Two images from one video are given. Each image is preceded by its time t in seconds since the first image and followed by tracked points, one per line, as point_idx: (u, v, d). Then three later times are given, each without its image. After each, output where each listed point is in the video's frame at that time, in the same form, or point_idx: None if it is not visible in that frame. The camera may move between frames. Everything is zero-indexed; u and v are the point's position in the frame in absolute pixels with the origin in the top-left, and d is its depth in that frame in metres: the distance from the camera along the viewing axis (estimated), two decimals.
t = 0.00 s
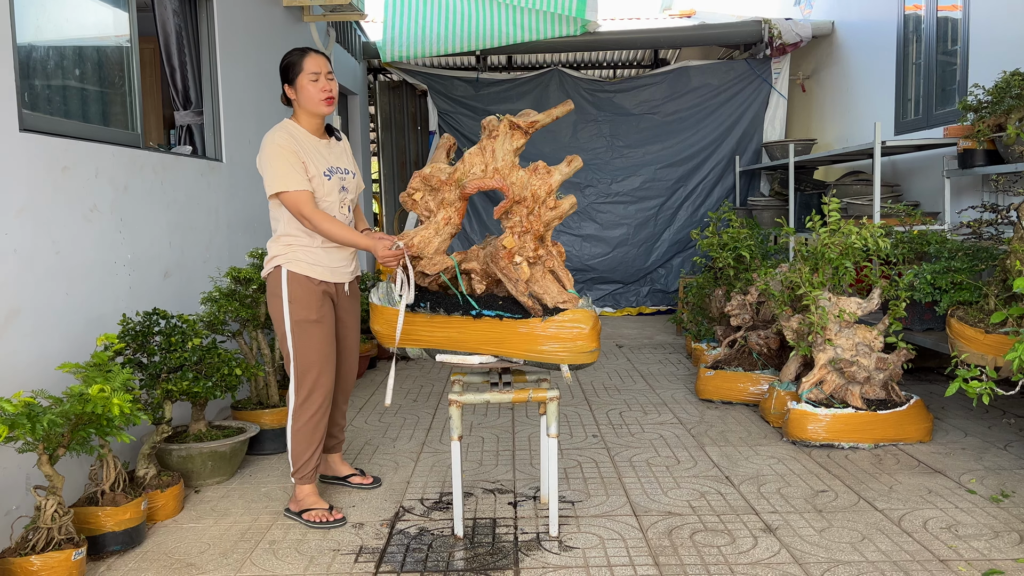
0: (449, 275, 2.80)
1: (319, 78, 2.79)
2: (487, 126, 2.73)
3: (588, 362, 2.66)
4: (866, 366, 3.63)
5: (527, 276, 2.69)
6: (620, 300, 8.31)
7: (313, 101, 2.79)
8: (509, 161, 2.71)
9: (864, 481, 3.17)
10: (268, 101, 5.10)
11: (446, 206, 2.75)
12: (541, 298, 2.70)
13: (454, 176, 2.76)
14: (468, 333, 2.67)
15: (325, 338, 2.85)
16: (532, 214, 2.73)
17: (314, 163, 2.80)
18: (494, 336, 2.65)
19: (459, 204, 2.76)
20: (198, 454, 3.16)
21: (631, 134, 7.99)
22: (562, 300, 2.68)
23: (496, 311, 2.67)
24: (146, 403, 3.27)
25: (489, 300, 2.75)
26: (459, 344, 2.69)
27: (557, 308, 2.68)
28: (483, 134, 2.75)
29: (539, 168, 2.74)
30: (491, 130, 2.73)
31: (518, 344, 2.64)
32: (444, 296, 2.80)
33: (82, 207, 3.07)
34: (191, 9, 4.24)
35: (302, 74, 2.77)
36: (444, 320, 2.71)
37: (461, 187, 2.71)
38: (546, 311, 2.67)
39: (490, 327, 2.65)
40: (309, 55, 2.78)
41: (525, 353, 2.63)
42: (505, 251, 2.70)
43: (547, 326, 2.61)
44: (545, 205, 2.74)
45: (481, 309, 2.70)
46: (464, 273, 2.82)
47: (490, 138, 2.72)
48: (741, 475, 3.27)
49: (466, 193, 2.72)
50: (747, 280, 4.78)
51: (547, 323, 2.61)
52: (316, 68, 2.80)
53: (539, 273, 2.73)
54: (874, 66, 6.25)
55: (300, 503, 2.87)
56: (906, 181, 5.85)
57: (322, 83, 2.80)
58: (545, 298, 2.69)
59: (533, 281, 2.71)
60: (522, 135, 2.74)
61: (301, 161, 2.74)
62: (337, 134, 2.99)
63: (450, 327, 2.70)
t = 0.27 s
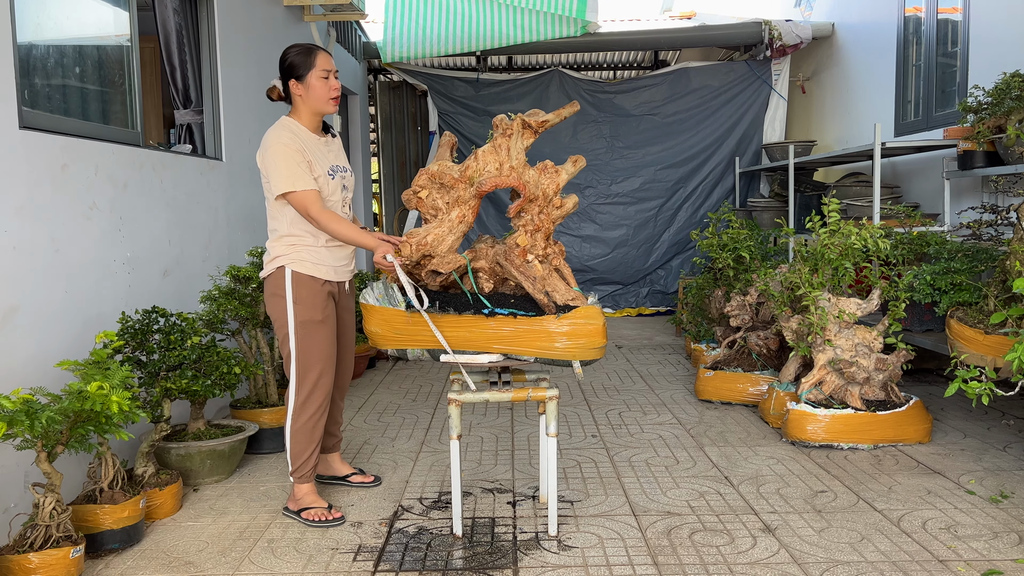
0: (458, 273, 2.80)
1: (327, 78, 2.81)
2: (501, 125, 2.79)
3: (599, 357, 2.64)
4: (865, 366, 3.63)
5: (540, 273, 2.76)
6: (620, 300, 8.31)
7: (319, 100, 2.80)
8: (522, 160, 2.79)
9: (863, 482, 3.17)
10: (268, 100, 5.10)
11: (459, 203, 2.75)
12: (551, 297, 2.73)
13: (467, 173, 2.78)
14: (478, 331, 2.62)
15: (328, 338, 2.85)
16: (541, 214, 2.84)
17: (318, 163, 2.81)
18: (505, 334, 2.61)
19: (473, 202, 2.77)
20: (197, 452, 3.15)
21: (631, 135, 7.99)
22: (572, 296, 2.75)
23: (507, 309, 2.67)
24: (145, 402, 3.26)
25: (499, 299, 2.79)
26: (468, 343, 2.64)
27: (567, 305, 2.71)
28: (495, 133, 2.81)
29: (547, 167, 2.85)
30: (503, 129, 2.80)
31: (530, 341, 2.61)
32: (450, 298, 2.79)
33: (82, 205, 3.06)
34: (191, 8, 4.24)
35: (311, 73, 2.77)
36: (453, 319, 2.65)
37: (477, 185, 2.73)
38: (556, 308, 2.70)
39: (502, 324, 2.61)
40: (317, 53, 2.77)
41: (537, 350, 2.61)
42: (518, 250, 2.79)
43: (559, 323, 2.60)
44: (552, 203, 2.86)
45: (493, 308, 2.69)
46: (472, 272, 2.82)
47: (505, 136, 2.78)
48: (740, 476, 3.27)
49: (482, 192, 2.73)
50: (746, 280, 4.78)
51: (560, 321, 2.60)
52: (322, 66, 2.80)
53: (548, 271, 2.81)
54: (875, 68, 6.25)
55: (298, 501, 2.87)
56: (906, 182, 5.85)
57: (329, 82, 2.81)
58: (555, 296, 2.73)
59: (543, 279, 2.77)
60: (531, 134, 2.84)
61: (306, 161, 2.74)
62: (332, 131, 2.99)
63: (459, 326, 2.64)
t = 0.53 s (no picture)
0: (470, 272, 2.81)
1: (332, 80, 2.83)
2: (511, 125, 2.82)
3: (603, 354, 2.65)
4: (864, 367, 3.64)
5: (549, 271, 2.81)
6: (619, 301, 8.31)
7: (321, 100, 2.82)
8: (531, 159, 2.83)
9: (862, 483, 3.17)
10: (268, 99, 5.10)
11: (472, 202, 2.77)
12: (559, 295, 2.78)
13: (478, 172, 2.79)
14: (487, 330, 2.58)
15: (329, 336, 2.85)
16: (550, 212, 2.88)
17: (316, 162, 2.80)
18: (515, 331, 2.58)
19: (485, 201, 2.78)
20: (196, 451, 3.15)
21: (631, 136, 7.99)
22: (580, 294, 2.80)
23: (518, 308, 2.66)
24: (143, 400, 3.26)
25: (509, 297, 2.77)
26: (476, 342, 2.60)
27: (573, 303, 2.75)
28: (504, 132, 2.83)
29: (554, 167, 2.90)
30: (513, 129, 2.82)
31: (539, 339, 2.58)
32: (457, 295, 2.76)
33: (81, 204, 3.07)
34: (192, 7, 4.24)
35: (316, 74, 2.78)
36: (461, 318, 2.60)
37: (490, 184, 2.75)
38: (566, 306, 2.71)
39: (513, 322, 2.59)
40: (323, 55, 2.78)
41: (546, 347, 2.59)
42: (528, 247, 2.79)
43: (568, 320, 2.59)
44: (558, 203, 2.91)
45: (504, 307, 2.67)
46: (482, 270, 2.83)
47: (515, 136, 2.81)
48: (739, 476, 3.27)
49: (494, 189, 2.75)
50: (745, 281, 4.78)
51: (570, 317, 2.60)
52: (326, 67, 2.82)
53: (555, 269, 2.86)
54: (875, 70, 6.25)
55: (296, 500, 2.87)
56: (905, 184, 5.86)
57: (332, 84, 2.83)
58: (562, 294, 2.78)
59: (552, 276, 2.82)
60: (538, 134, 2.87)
61: (302, 160, 2.73)
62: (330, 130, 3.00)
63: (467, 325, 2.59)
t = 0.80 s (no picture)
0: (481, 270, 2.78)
1: (334, 82, 2.84)
2: (521, 125, 2.71)
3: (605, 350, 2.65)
4: (864, 368, 3.65)
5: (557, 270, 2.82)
6: (618, 302, 8.31)
7: (324, 100, 2.82)
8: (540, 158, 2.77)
9: (861, 483, 3.17)
10: (268, 100, 5.10)
11: (484, 202, 2.70)
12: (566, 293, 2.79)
13: (488, 171, 2.70)
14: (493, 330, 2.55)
15: (327, 335, 2.86)
16: (556, 212, 2.88)
17: (308, 159, 2.79)
18: (521, 331, 2.55)
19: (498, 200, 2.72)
20: (195, 450, 3.15)
21: (631, 138, 7.99)
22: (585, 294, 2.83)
23: (526, 306, 2.63)
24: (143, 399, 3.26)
25: (516, 295, 2.76)
26: (484, 342, 2.56)
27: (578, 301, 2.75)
28: (513, 132, 2.72)
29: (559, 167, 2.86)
30: (523, 128, 2.72)
31: (545, 338, 2.56)
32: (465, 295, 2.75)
33: (81, 202, 3.07)
34: (192, 7, 4.24)
35: (320, 74, 2.78)
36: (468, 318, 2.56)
37: (503, 185, 2.68)
38: (573, 303, 2.69)
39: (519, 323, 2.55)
40: (328, 55, 2.79)
41: (553, 346, 2.57)
42: (538, 246, 2.80)
43: (574, 318, 2.56)
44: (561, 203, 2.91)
45: (512, 305, 2.65)
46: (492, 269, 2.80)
47: (525, 135, 2.72)
48: (738, 477, 3.27)
49: (506, 190, 2.69)
50: (745, 282, 4.78)
51: (576, 315, 2.57)
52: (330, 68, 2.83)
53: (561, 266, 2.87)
54: (874, 72, 6.26)
55: (296, 499, 2.87)
56: (904, 186, 5.86)
57: (334, 85, 2.84)
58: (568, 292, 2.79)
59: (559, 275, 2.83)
60: (544, 132, 2.80)
61: (289, 156, 2.72)
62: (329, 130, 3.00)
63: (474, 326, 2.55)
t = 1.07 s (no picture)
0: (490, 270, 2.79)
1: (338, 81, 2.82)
2: (528, 125, 2.71)
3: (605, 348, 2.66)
4: (863, 369, 3.65)
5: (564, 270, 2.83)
6: (618, 304, 8.32)
7: (328, 100, 2.81)
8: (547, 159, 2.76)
9: (860, 485, 3.17)
10: (268, 100, 5.10)
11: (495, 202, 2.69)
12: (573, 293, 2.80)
13: (498, 171, 2.70)
14: (500, 330, 2.54)
15: (321, 333, 2.85)
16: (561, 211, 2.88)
17: (304, 157, 2.79)
18: (528, 331, 2.54)
19: (508, 200, 2.72)
20: (194, 450, 3.15)
21: (631, 139, 7.99)
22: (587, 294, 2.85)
23: (534, 305, 2.62)
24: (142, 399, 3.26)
25: (522, 295, 2.75)
26: (491, 342, 2.55)
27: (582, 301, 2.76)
28: (521, 132, 2.72)
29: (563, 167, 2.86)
30: (531, 129, 2.72)
31: (549, 338, 2.56)
32: (473, 294, 2.75)
33: (81, 202, 3.06)
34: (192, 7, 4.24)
35: (324, 75, 2.77)
36: (476, 319, 2.54)
37: (514, 185, 2.68)
38: (578, 304, 2.70)
39: (525, 323, 2.54)
40: (331, 55, 2.78)
41: (558, 345, 2.57)
42: (544, 246, 2.80)
43: (579, 318, 2.56)
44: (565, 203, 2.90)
45: (520, 305, 2.63)
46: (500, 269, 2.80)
47: (533, 135, 2.72)
48: (738, 478, 3.27)
49: (516, 190, 2.69)
50: (744, 283, 4.79)
51: (581, 315, 2.57)
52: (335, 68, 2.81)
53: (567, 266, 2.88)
54: (874, 74, 6.27)
55: (295, 498, 2.86)
56: (904, 188, 5.87)
57: (339, 85, 2.82)
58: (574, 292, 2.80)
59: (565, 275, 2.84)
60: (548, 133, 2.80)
61: (282, 154, 2.73)
62: (338, 131, 2.99)
63: (481, 326, 2.54)
